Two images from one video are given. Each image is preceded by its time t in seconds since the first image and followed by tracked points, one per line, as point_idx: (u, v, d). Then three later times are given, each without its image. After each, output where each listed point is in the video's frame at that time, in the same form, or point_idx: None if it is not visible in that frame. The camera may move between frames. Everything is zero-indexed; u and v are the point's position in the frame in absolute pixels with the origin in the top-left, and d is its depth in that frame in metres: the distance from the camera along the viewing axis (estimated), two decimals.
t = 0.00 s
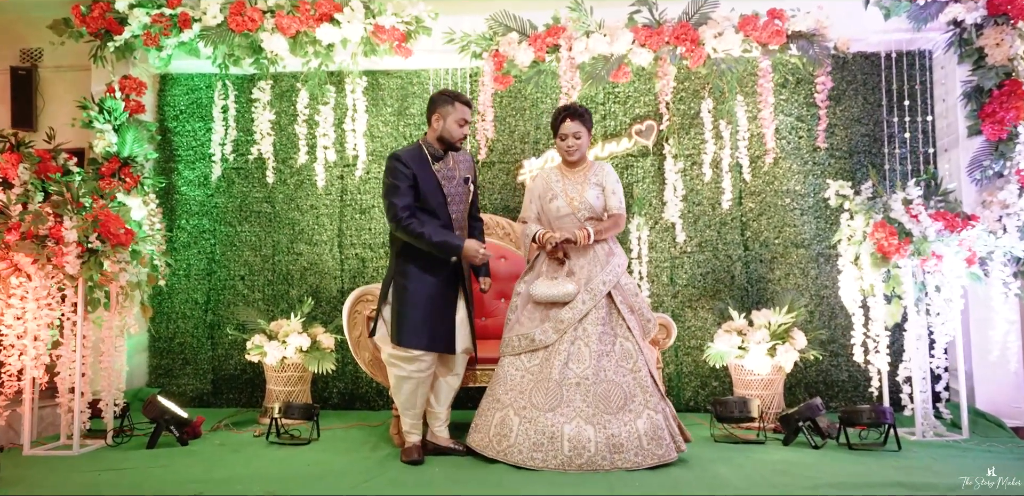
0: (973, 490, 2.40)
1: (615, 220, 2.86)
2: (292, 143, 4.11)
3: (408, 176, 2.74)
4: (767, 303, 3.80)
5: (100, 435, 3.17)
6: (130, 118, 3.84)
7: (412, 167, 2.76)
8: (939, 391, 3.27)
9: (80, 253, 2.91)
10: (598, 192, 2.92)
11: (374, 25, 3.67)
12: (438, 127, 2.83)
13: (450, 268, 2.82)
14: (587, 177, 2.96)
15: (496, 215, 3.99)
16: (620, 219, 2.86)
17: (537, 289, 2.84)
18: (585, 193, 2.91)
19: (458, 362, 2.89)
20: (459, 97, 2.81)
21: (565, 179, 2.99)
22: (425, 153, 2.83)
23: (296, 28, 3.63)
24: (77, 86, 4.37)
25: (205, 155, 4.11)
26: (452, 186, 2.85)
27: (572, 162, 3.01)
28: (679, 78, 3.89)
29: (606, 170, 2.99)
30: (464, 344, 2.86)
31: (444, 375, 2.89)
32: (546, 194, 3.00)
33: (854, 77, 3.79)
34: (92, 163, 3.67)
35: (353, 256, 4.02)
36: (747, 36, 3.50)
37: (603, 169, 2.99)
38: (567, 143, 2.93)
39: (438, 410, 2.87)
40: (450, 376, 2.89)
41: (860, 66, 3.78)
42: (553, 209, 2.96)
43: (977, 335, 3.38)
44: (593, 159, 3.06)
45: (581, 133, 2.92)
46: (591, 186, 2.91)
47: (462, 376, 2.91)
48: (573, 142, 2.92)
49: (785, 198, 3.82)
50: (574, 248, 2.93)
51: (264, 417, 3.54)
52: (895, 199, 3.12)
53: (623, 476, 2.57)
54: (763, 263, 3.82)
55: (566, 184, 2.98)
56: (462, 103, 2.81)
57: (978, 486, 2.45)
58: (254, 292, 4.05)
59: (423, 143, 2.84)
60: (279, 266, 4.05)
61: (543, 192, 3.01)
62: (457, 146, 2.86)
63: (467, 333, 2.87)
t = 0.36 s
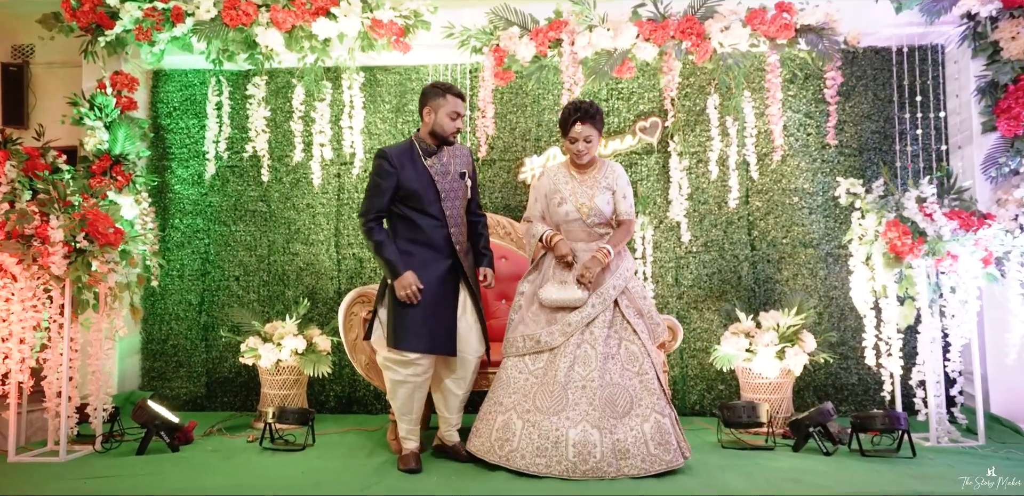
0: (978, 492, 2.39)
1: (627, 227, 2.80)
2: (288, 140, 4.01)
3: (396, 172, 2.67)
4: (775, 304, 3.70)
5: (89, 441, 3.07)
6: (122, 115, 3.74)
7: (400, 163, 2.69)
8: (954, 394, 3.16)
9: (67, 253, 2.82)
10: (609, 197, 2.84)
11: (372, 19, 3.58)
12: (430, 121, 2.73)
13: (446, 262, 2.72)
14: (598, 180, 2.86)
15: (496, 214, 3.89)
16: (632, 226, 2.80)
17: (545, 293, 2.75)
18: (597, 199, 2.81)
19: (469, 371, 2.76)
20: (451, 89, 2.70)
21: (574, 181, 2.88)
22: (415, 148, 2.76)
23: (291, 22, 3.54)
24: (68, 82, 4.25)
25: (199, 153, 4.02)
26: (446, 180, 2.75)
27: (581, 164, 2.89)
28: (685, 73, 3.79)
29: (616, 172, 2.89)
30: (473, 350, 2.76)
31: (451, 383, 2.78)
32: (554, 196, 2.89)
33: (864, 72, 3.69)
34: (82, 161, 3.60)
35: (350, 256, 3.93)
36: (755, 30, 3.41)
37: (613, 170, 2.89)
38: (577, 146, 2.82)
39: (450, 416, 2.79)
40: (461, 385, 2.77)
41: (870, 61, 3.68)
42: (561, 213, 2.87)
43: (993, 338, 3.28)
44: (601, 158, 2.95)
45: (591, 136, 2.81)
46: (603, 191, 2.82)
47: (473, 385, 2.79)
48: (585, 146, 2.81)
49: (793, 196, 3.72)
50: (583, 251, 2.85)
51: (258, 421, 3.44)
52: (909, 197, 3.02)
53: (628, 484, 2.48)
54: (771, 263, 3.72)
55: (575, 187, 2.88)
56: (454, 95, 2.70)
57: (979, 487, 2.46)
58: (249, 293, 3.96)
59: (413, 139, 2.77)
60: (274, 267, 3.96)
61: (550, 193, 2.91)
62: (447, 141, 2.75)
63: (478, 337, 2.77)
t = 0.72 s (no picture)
0: (976, 491, 2.38)
1: (635, 240, 2.79)
2: (285, 137, 3.92)
3: (402, 169, 2.62)
4: (785, 304, 3.61)
5: (79, 446, 2.98)
6: (115, 110, 3.65)
7: (408, 159, 2.63)
8: (971, 398, 3.07)
9: (55, 252, 2.73)
10: (618, 211, 2.81)
11: (370, 12, 3.48)
12: (444, 120, 2.65)
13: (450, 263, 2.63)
14: (606, 193, 2.83)
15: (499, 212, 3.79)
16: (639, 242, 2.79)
17: (553, 303, 2.69)
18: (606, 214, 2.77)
19: (476, 373, 2.69)
20: (465, 88, 2.60)
21: (582, 194, 2.83)
22: (427, 145, 2.69)
23: (288, 15, 3.44)
24: (59, 76, 4.11)
25: (194, 150, 3.93)
26: (454, 183, 2.66)
27: (589, 176, 2.85)
28: (692, 68, 3.70)
29: (624, 185, 2.86)
30: (473, 352, 2.67)
31: (462, 385, 2.72)
32: (560, 209, 2.84)
33: (876, 67, 3.59)
34: (75, 158, 3.53)
35: (349, 255, 3.84)
36: (764, 23, 3.31)
37: (621, 183, 2.86)
38: (586, 154, 2.76)
39: (467, 419, 2.72)
40: (472, 387, 2.71)
41: (882, 55, 3.58)
42: (568, 226, 2.82)
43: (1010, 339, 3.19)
44: (608, 169, 2.91)
45: (601, 143, 2.75)
46: (612, 206, 2.79)
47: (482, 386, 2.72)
48: (593, 153, 2.75)
49: (803, 194, 3.62)
50: (589, 265, 2.82)
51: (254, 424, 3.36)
52: (925, 194, 2.92)
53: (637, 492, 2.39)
54: (780, 262, 3.62)
55: (583, 200, 2.83)
56: (467, 93, 2.61)
57: (979, 487, 2.45)
58: (245, 293, 3.87)
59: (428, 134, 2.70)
60: (271, 266, 3.87)
61: (557, 205, 2.85)
62: (455, 140, 2.66)
63: (476, 339, 2.67)
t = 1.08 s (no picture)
0: (976, 491, 2.36)
1: (643, 261, 2.79)
2: (284, 132, 3.83)
3: (412, 177, 2.63)
4: (795, 304, 3.52)
5: (70, 449, 2.90)
6: (110, 105, 3.55)
7: (417, 162, 2.63)
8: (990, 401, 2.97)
9: (44, 250, 2.65)
10: (626, 233, 2.80)
11: (371, 4, 3.39)
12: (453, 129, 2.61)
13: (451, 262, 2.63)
14: (615, 215, 2.82)
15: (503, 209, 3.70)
16: (648, 261, 2.78)
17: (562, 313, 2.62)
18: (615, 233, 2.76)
19: (479, 374, 2.62)
20: (475, 98, 2.53)
21: (590, 216, 2.82)
22: (439, 148, 2.67)
23: (287, 8, 3.35)
24: (53, 70, 4.02)
25: (191, 145, 3.84)
26: (461, 197, 2.64)
27: (597, 196, 2.84)
28: (700, 61, 3.61)
29: (631, 206, 2.85)
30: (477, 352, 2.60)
31: (469, 384, 2.65)
32: (568, 230, 2.81)
33: (890, 60, 3.49)
34: (69, 154, 3.43)
35: (349, 253, 3.75)
36: (775, 14, 3.22)
37: (628, 204, 2.85)
38: (595, 169, 2.76)
39: (472, 420, 2.63)
40: (479, 386, 2.64)
41: (896, 48, 3.49)
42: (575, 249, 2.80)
43: None
44: (614, 189, 2.90)
45: (609, 158, 2.76)
46: (621, 229, 2.78)
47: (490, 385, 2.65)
48: (602, 167, 2.75)
49: (815, 191, 3.53)
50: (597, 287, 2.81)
51: (251, 427, 3.27)
52: (944, 189, 2.83)
53: None
54: (792, 261, 3.53)
55: (592, 222, 2.81)
56: (476, 102, 2.54)
57: (977, 486, 2.43)
58: (243, 292, 3.78)
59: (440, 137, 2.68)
60: (270, 265, 3.78)
61: (564, 226, 2.82)
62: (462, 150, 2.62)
63: (479, 342, 2.61)
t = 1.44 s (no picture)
0: (976, 491, 2.31)
1: (654, 278, 2.72)
2: (283, 127, 3.73)
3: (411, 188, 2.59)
4: (809, 302, 3.41)
5: (62, 452, 2.80)
6: (104, 99, 3.47)
7: (414, 173, 2.59)
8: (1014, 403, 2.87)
9: (34, 246, 2.55)
10: (635, 252, 2.74)
11: None
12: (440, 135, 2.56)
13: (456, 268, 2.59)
14: (625, 233, 2.75)
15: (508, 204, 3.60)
16: (658, 279, 2.71)
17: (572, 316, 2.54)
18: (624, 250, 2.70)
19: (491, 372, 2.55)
20: (452, 98, 2.49)
21: (598, 233, 2.76)
22: (436, 156, 2.62)
23: None
24: (49, 63, 3.89)
25: (188, 140, 3.75)
26: (463, 202, 2.56)
27: (606, 213, 2.78)
28: (710, 53, 3.51)
29: (641, 224, 2.78)
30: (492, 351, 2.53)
31: (478, 384, 2.57)
32: (577, 248, 2.76)
33: (906, 51, 3.38)
34: (62, 149, 3.34)
35: (350, 251, 3.66)
36: (789, 4, 3.12)
37: (638, 221, 2.78)
38: (605, 186, 2.70)
39: (481, 422, 2.53)
40: (487, 386, 2.55)
41: (913, 38, 3.38)
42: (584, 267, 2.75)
43: None
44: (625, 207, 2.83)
45: (618, 175, 2.72)
46: (631, 249, 2.71)
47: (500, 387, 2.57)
48: (611, 185, 2.70)
49: (829, 186, 3.43)
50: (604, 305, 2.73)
51: (249, 429, 3.17)
52: (967, 183, 2.72)
53: None
54: (805, 258, 3.43)
55: (601, 240, 2.74)
56: (458, 103, 2.50)
57: (978, 486, 2.37)
58: (241, 291, 3.69)
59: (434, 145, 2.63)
60: (269, 263, 3.69)
61: (573, 243, 2.76)
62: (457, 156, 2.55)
63: (493, 339, 2.54)
